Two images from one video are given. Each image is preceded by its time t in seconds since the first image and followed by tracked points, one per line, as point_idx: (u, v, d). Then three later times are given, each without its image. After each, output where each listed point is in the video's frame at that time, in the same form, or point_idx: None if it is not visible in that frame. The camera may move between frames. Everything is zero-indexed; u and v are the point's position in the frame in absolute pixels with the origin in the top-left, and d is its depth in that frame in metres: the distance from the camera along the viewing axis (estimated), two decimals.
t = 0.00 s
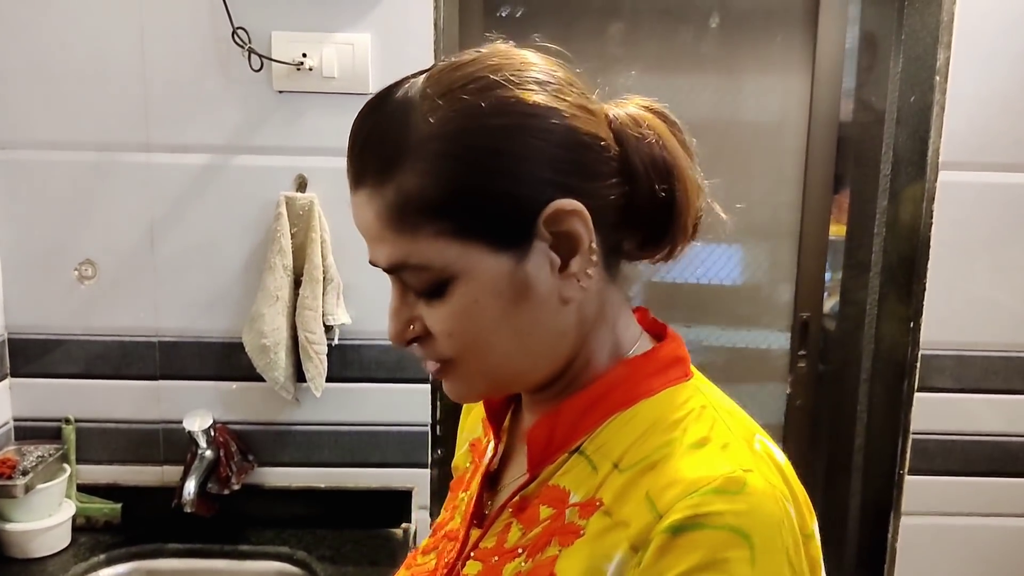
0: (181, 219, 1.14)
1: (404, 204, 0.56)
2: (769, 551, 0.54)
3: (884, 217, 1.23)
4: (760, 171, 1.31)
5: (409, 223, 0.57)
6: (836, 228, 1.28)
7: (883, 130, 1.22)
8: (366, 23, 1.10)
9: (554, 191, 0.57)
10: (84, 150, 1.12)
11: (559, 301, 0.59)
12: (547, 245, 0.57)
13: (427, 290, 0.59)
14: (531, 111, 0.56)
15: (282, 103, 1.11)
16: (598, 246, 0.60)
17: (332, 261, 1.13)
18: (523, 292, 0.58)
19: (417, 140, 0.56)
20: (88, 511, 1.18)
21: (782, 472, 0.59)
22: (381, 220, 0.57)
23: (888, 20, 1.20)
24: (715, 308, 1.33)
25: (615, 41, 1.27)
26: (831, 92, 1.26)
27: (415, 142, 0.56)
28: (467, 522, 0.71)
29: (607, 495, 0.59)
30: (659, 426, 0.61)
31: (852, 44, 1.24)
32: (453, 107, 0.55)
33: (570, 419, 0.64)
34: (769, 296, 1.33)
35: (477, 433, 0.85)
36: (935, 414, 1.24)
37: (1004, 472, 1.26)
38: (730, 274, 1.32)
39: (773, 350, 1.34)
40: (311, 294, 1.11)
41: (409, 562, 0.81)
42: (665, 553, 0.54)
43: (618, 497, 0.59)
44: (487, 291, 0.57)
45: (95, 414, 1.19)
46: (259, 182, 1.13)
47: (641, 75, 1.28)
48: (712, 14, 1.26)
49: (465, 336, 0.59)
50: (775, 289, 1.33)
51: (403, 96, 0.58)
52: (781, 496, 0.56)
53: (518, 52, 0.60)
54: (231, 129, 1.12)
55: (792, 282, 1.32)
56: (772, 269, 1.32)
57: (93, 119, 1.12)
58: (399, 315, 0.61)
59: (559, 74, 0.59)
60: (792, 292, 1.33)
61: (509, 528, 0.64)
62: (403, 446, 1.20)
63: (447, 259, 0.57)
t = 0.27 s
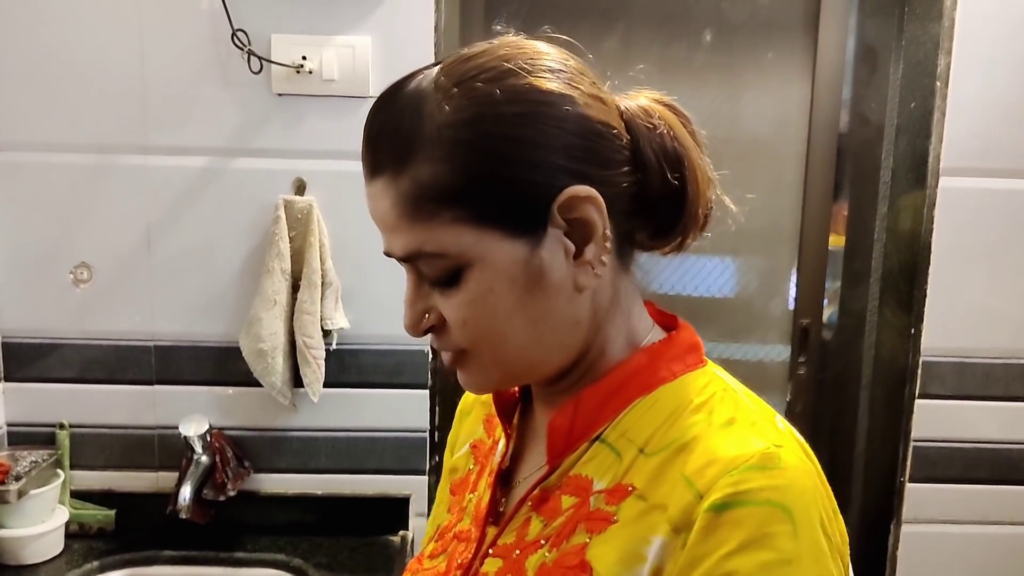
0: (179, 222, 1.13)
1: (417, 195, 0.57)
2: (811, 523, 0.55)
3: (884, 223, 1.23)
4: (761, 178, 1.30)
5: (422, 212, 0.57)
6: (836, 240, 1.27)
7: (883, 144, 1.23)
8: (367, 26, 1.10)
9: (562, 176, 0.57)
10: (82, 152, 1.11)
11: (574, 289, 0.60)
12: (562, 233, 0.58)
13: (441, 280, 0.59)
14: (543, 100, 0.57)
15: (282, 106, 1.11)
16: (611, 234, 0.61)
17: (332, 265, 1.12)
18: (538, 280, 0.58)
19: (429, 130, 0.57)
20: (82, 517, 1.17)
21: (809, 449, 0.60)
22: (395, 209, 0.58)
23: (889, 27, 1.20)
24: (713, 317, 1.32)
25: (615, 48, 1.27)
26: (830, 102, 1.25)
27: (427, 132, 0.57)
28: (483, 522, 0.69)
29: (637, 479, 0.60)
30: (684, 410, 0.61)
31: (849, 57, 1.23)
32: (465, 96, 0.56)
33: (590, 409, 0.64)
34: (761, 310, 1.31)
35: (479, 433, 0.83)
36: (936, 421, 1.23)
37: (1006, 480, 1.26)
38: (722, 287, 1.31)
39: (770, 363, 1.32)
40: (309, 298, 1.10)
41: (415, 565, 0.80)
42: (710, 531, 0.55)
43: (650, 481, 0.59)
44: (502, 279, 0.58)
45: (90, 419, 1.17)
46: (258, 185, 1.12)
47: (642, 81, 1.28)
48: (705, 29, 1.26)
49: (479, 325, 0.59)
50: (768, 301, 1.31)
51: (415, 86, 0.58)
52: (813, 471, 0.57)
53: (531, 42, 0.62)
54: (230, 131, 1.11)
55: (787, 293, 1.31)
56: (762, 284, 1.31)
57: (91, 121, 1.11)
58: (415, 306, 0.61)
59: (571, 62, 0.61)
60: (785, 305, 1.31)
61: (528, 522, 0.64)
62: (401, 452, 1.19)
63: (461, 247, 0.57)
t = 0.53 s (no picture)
0: (171, 227, 1.12)
1: (423, 183, 0.57)
2: (824, 535, 0.54)
3: (877, 228, 1.23)
4: (756, 182, 1.31)
5: (427, 201, 0.57)
6: (830, 246, 1.28)
7: (876, 155, 1.22)
8: (360, 29, 1.10)
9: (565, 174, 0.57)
10: (74, 156, 1.11)
11: (578, 287, 0.59)
12: (567, 228, 0.58)
13: (444, 271, 0.59)
14: (551, 93, 0.57)
15: (275, 110, 1.10)
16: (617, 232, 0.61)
17: (325, 270, 1.12)
18: (542, 276, 0.58)
19: (438, 119, 0.57)
20: (72, 525, 1.15)
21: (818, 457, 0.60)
22: (401, 198, 0.58)
23: (882, 33, 1.20)
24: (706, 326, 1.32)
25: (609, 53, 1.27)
26: (824, 108, 1.26)
27: (434, 121, 0.57)
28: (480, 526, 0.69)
29: (644, 486, 0.59)
30: (690, 416, 0.61)
31: (844, 61, 1.24)
32: (475, 86, 0.56)
33: (593, 413, 0.64)
34: (753, 320, 1.32)
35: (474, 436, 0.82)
36: (931, 427, 1.23)
37: (1001, 486, 1.25)
38: (715, 296, 1.32)
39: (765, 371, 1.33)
40: (301, 304, 1.09)
41: (408, 571, 0.79)
42: (722, 542, 0.54)
43: (657, 489, 0.58)
44: (505, 273, 0.57)
45: (80, 426, 1.16)
46: (250, 190, 1.12)
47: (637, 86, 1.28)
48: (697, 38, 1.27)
49: (482, 318, 0.59)
50: (758, 311, 1.32)
51: (426, 76, 0.59)
52: (824, 479, 0.57)
53: (541, 38, 0.62)
54: (223, 136, 1.11)
55: (773, 303, 1.31)
56: (753, 296, 1.32)
57: (82, 126, 1.10)
58: (417, 298, 0.61)
59: (582, 60, 0.61)
60: (777, 314, 1.32)
61: (529, 528, 0.63)
62: (394, 460, 1.18)
63: (465, 237, 0.57)
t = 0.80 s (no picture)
0: (159, 230, 1.11)
1: (454, 156, 0.57)
2: (808, 553, 0.54)
3: (868, 232, 1.24)
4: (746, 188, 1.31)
5: (458, 175, 0.57)
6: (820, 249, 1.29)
7: (865, 157, 1.24)
8: (349, 31, 1.09)
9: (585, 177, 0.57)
10: (61, 158, 1.10)
11: (596, 282, 0.59)
12: (593, 221, 0.58)
13: (464, 247, 0.59)
14: (594, 81, 0.56)
15: (263, 112, 1.10)
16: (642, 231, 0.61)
17: (314, 273, 1.11)
18: (562, 265, 0.58)
19: (477, 92, 0.56)
20: (59, 529, 1.15)
21: (811, 473, 0.59)
22: (432, 167, 0.58)
23: (871, 39, 1.22)
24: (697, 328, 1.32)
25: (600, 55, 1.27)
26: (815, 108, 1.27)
27: (473, 95, 0.56)
28: (472, 525, 0.68)
29: (633, 492, 0.59)
30: (684, 424, 0.60)
31: (834, 65, 1.25)
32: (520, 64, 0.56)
33: (592, 415, 0.64)
34: (744, 321, 1.32)
35: (473, 433, 0.82)
36: (920, 429, 1.23)
37: (990, 488, 1.25)
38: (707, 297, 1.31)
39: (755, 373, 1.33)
40: (289, 306, 1.08)
41: (399, 565, 0.79)
42: (704, 550, 0.54)
43: (645, 495, 0.58)
44: (525, 257, 0.57)
45: (66, 429, 1.15)
46: (239, 192, 1.11)
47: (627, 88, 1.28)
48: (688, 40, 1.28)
49: (495, 299, 0.59)
50: (750, 313, 1.32)
51: (472, 51, 0.59)
52: (814, 496, 0.56)
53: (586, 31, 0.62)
54: (211, 137, 1.10)
55: (763, 306, 1.32)
56: (745, 297, 1.32)
57: (69, 127, 1.09)
58: (432, 272, 0.61)
59: (626, 55, 0.61)
60: (767, 317, 1.32)
61: (517, 530, 0.63)
62: (383, 463, 1.17)
63: (491, 214, 0.57)
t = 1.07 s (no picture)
0: (150, 221, 1.11)
1: (488, 124, 0.58)
2: (795, 533, 0.54)
3: (858, 224, 1.24)
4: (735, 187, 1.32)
5: (488, 144, 0.59)
6: (809, 242, 1.30)
7: (854, 152, 1.24)
8: (340, 22, 1.09)
9: (606, 166, 0.59)
10: (51, 150, 1.09)
11: (612, 262, 0.61)
12: (614, 201, 0.60)
13: (487, 216, 0.61)
14: (627, 65, 0.59)
15: (254, 103, 1.09)
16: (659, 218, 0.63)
17: (305, 264, 1.11)
18: (580, 242, 0.60)
19: (514, 66, 0.58)
20: (50, 522, 1.14)
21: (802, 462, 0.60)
22: (464, 134, 0.59)
23: (859, 32, 1.21)
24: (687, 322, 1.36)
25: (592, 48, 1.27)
26: (806, 100, 1.28)
27: (511, 67, 0.58)
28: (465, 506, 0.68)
29: (626, 470, 0.59)
30: (680, 407, 0.61)
31: (824, 59, 1.25)
32: (558, 42, 0.58)
33: (590, 397, 0.64)
34: (732, 316, 1.35)
35: (462, 418, 0.81)
36: (908, 420, 1.24)
37: (979, 478, 1.26)
38: (696, 293, 1.35)
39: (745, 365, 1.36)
40: (281, 298, 1.08)
41: (385, 546, 0.79)
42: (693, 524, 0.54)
43: (639, 473, 0.58)
44: (545, 230, 0.59)
45: (57, 422, 1.15)
46: (230, 184, 1.11)
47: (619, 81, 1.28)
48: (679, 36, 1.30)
49: (516, 267, 0.60)
50: (737, 309, 1.35)
51: (512, 27, 0.60)
52: (804, 481, 0.57)
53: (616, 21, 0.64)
54: (203, 129, 1.10)
55: (752, 301, 1.35)
56: (733, 291, 1.35)
57: (60, 118, 1.09)
58: (451, 240, 0.62)
59: (654, 47, 0.63)
60: (755, 311, 1.35)
61: (510, 509, 0.63)
62: (375, 454, 1.17)
63: (517, 186, 0.59)
